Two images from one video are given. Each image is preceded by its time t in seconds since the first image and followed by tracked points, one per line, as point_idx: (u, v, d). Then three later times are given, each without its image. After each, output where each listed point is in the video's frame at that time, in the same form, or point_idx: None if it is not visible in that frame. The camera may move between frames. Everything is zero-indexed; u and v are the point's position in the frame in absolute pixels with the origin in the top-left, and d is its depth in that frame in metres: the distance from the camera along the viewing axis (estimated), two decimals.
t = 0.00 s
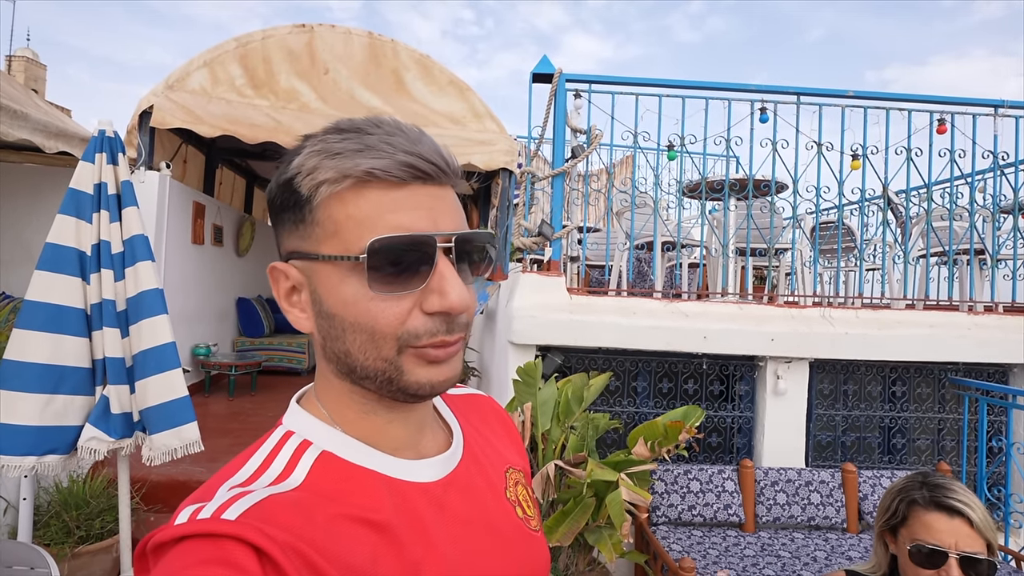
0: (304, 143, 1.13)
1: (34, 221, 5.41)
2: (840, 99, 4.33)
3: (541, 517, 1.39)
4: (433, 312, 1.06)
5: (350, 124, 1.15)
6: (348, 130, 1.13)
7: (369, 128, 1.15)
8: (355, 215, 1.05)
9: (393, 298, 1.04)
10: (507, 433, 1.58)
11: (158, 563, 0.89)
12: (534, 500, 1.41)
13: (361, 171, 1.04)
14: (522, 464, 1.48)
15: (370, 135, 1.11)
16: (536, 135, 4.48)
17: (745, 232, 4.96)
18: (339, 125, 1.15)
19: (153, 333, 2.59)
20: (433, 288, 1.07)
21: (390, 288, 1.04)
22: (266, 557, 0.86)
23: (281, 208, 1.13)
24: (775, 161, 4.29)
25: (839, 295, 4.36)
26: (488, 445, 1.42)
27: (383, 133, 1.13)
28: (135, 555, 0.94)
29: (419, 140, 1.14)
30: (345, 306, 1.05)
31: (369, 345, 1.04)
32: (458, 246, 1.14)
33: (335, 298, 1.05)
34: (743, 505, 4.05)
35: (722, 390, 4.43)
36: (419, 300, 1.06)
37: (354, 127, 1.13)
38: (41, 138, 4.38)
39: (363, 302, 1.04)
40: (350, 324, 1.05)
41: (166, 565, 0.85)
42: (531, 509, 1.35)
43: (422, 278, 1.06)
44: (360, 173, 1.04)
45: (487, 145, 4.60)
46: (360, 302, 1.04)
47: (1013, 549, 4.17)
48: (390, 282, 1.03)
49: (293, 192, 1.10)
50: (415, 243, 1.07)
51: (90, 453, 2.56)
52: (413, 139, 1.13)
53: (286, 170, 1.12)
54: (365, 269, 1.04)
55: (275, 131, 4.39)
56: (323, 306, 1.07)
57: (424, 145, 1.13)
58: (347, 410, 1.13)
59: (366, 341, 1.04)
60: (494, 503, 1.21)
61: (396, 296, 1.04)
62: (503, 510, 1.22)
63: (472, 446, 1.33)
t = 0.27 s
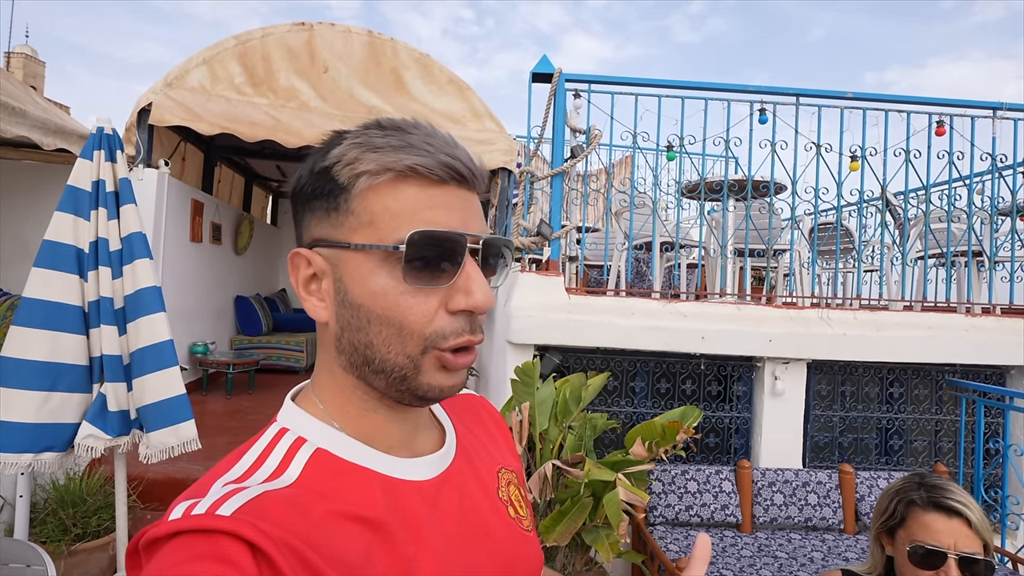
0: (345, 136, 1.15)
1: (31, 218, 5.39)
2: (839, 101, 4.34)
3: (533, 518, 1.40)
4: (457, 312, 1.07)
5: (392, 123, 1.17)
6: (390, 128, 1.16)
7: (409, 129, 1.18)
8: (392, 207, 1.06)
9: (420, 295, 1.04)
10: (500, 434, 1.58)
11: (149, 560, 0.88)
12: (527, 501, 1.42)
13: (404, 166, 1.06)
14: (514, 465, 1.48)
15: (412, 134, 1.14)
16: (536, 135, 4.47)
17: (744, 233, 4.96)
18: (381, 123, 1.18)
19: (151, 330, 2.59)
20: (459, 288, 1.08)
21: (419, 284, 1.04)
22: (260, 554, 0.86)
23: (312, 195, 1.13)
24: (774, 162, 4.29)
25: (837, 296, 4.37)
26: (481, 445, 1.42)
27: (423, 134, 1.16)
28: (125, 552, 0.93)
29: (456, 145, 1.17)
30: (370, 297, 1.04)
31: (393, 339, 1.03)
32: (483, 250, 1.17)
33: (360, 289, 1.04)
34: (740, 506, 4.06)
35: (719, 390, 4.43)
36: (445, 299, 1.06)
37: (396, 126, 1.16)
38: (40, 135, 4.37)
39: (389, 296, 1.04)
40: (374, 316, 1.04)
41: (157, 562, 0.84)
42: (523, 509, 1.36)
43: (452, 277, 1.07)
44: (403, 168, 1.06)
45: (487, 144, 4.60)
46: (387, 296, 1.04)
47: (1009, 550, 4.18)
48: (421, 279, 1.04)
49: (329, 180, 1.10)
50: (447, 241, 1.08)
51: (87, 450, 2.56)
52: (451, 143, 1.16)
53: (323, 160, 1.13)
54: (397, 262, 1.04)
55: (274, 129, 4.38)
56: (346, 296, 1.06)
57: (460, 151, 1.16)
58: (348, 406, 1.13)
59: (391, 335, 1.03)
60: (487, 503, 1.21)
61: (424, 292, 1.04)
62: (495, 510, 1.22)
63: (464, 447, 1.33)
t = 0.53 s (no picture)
0: (335, 135, 1.16)
1: (30, 218, 5.38)
2: (839, 104, 4.35)
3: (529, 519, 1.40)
4: (454, 298, 1.07)
5: (380, 123, 1.19)
6: (379, 128, 1.18)
7: (397, 128, 1.20)
8: (388, 201, 1.07)
9: (416, 282, 1.05)
10: (496, 436, 1.58)
11: (143, 563, 0.88)
12: (523, 502, 1.42)
13: (399, 160, 1.08)
14: (510, 466, 1.48)
15: (401, 132, 1.16)
16: (535, 136, 4.48)
17: (743, 235, 4.97)
18: (367, 123, 1.19)
19: (150, 330, 2.59)
20: (455, 276, 1.09)
21: (415, 270, 1.04)
22: (254, 556, 0.86)
23: (305, 192, 1.14)
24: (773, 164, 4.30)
25: (836, 299, 4.37)
26: (477, 447, 1.42)
27: (411, 132, 1.18)
28: (119, 555, 0.93)
29: (444, 143, 1.20)
30: (367, 288, 1.04)
31: (390, 327, 1.03)
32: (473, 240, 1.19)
33: (357, 280, 1.04)
34: (739, 508, 4.06)
35: (718, 392, 4.43)
36: (441, 286, 1.07)
37: (384, 125, 1.18)
38: (39, 134, 4.37)
39: (385, 285, 1.04)
40: (372, 305, 1.04)
41: (151, 565, 0.84)
42: (520, 511, 1.36)
43: (449, 264, 1.07)
44: (397, 162, 1.07)
45: (486, 146, 4.60)
46: (383, 285, 1.04)
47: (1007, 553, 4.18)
48: (416, 266, 1.04)
49: (322, 177, 1.11)
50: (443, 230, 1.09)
51: (85, 450, 2.55)
52: (439, 141, 1.19)
53: (315, 158, 1.14)
54: (395, 251, 1.05)
55: (274, 129, 4.38)
56: (343, 288, 1.05)
57: (449, 148, 1.19)
58: (344, 403, 1.13)
59: (388, 323, 1.03)
60: (483, 504, 1.21)
61: (420, 279, 1.05)
62: (491, 511, 1.22)
63: (461, 448, 1.33)
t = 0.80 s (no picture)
0: (337, 131, 1.17)
1: (27, 217, 5.37)
2: (837, 102, 4.34)
3: (524, 518, 1.39)
4: (452, 290, 1.08)
5: (381, 122, 1.21)
6: (380, 125, 1.19)
7: (397, 128, 1.22)
8: (391, 194, 1.08)
9: (417, 273, 1.05)
10: (492, 434, 1.57)
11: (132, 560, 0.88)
12: (519, 500, 1.41)
13: (402, 156, 1.09)
14: (505, 464, 1.48)
15: (403, 131, 1.18)
16: (533, 135, 4.47)
17: (741, 234, 4.97)
18: (369, 122, 1.20)
19: (147, 329, 2.58)
20: (453, 270, 1.10)
21: (417, 260, 1.05)
22: (244, 553, 0.85)
23: (306, 185, 1.13)
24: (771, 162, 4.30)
25: (834, 297, 4.37)
26: (471, 445, 1.42)
27: (412, 132, 1.20)
28: (109, 552, 0.93)
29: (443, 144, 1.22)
30: (368, 278, 1.04)
31: (391, 317, 1.03)
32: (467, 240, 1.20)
33: (358, 270, 1.04)
34: (736, 505, 4.08)
35: (717, 390, 4.44)
36: (439, 278, 1.07)
37: (385, 124, 1.20)
38: (36, 133, 4.35)
39: (386, 275, 1.04)
40: (373, 295, 1.04)
41: (140, 562, 0.84)
42: (515, 508, 1.35)
43: (447, 258, 1.08)
44: (401, 157, 1.09)
45: (484, 144, 4.59)
46: (384, 276, 1.04)
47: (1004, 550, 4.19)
48: (418, 256, 1.05)
49: (324, 170, 1.11)
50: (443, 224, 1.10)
51: (83, 449, 2.56)
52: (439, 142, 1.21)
53: (317, 152, 1.15)
54: (397, 242, 1.05)
55: (272, 127, 4.37)
56: (343, 278, 1.05)
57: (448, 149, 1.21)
58: (339, 398, 1.13)
59: (389, 312, 1.03)
60: (476, 503, 1.21)
61: (421, 269, 1.05)
62: (484, 509, 1.22)
63: (454, 446, 1.33)
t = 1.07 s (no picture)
0: (331, 132, 1.15)
1: (22, 220, 5.35)
2: (833, 102, 4.35)
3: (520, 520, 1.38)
4: (448, 298, 1.07)
5: (376, 122, 1.19)
6: (376, 126, 1.17)
7: (393, 128, 1.20)
8: (386, 199, 1.07)
9: (413, 281, 1.04)
10: (489, 435, 1.56)
11: (119, 566, 0.87)
12: (515, 502, 1.40)
13: (398, 159, 1.08)
14: (502, 466, 1.47)
15: (399, 132, 1.16)
16: (530, 136, 4.47)
17: (739, 234, 4.97)
18: (365, 122, 1.19)
19: (142, 332, 2.57)
20: (450, 276, 1.09)
21: (412, 269, 1.04)
22: (231, 561, 0.85)
23: (299, 189, 1.12)
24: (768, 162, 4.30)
25: (831, 297, 4.37)
26: (466, 447, 1.41)
27: (408, 132, 1.18)
28: (96, 556, 0.92)
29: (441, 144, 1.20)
30: (363, 287, 1.03)
31: (386, 327, 1.03)
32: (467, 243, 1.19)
33: (351, 279, 1.03)
34: (735, 506, 4.07)
35: (715, 390, 4.43)
36: (435, 285, 1.06)
37: (381, 124, 1.18)
38: (31, 136, 4.34)
39: (381, 284, 1.03)
40: (367, 305, 1.03)
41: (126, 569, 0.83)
42: (510, 511, 1.34)
43: (444, 265, 1.06)
44: (396, 161, 1.07)
45: (481, 145, 4.59)
46: (379, 285, 1.03)
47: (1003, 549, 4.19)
48: (414, 264, 1.04)
49: (318, 174, 1.10)
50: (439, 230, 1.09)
51: (78, 453, 2.53)
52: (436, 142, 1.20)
53: (310, 154, 1.13)
54: (392, 251, 1.04)
55: (268, 129, 4.34)
56: (337, 287, 1.04)
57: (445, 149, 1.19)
58: (332, 404, 1.12)
59: (384, 322, 1.03)
60: (469, 508, 1.20)
61: (417, 278, 1.04)
62: (478, 513, 1.21)
63: (449, 449, 1.32)
